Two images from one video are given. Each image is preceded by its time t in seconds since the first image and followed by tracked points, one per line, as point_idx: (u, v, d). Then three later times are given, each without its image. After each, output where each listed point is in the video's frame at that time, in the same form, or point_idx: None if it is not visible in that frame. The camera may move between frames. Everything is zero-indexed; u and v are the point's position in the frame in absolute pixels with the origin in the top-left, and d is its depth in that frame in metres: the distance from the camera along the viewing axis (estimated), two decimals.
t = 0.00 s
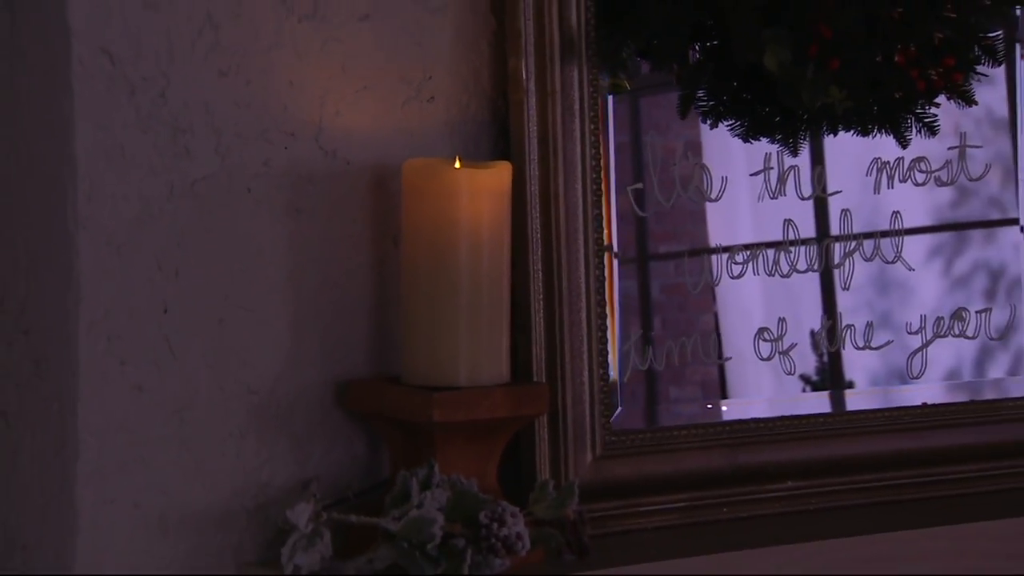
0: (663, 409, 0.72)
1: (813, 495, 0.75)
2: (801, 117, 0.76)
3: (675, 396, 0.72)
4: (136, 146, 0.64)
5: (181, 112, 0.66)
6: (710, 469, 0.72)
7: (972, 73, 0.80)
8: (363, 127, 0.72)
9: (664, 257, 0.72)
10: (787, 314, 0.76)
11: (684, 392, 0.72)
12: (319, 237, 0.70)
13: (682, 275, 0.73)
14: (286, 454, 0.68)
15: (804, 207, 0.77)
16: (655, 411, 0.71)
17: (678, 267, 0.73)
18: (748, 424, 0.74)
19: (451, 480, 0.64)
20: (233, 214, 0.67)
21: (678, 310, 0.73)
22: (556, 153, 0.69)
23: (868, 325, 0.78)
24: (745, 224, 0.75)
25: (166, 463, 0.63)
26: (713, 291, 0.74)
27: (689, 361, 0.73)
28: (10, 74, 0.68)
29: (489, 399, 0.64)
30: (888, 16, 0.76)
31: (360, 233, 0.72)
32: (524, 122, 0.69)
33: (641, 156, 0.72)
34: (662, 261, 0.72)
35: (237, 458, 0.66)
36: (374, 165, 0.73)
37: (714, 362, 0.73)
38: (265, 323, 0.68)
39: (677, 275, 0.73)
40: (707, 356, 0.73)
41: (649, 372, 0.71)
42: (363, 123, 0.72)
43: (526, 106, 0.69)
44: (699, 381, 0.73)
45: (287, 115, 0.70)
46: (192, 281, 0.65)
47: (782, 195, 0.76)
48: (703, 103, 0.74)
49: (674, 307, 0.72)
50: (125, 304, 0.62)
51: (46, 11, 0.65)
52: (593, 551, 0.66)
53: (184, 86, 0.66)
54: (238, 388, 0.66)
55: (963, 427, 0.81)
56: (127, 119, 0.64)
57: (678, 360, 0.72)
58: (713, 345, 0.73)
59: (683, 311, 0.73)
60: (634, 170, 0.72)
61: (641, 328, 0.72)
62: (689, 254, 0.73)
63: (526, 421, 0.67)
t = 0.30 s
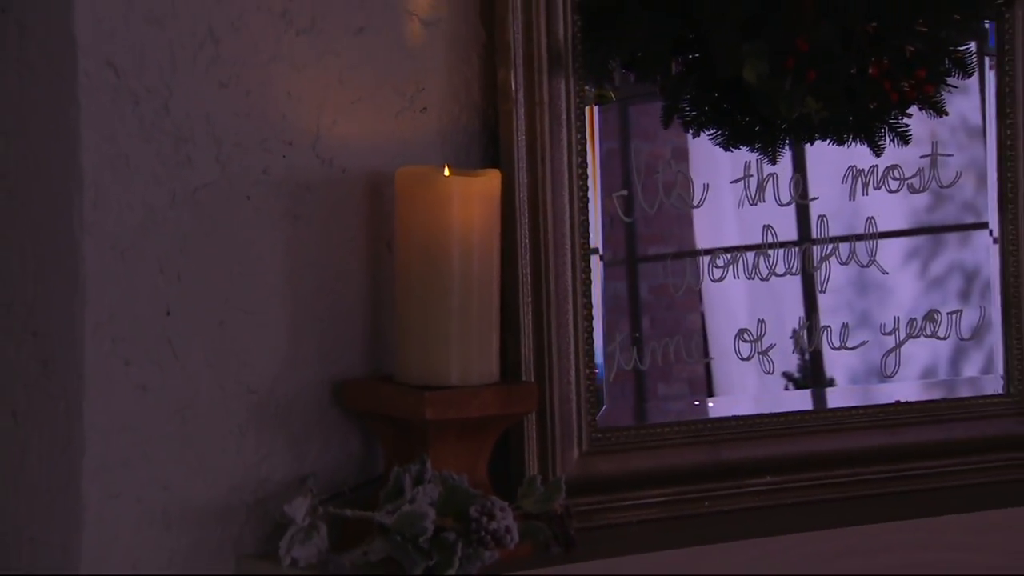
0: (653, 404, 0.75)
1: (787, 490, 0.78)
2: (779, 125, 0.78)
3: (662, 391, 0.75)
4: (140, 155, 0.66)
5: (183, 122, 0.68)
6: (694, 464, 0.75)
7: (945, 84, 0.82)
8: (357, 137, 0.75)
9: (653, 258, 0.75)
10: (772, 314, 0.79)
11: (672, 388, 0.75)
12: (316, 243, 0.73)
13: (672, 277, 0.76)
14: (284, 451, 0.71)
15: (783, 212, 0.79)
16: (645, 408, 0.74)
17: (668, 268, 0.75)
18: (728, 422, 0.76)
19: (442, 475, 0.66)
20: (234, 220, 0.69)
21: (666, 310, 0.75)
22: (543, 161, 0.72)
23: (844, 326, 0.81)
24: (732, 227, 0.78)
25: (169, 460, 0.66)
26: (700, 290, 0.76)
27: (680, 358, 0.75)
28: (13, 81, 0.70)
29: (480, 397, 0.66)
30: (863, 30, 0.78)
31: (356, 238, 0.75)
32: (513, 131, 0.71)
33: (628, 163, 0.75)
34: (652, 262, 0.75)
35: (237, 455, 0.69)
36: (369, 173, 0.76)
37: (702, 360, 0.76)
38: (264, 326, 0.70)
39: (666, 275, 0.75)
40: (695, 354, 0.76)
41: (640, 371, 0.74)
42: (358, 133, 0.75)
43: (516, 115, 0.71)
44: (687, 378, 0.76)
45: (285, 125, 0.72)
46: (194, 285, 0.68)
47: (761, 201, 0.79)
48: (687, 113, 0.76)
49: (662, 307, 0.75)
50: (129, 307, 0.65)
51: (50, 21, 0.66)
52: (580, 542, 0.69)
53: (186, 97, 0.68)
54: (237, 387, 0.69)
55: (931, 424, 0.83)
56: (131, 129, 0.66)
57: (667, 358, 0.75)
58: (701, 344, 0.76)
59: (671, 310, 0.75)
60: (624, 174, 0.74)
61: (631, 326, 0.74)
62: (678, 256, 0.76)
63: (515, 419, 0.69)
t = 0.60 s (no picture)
0: (643, 402, 0.77)
1: (766, 484, 0.81)
2: (760, 135, 0.81)
3: (651, 387, 0.78)
4: (143, 163, 0.69)
5: (185, 131, 0.71)
6: (680, 460, 0.78)
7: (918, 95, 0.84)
8: (354, 145, 0.78)
9: (641, 260, 0.78)
10: (756, 318, 0.82)
11: (660, 383, 0.78)
12: (314, 247, 0.76)
13: (661, 278, 0.78)
14: (282, 448, 0.73)
15: (764, 217, 0.82)
16: (635, 405, 0.77)
17: (657, 270, 0.78)
18: (711, 420, 0.79)
19: (435, 472, 0.69)
20: (234, 226, 0.72)
21: (655, 310, 0.78)
22: (532, 170, 0.74)
23: (821, 327, 0.84)
24: (719, 230, 0.81)
25: (171, 456, 0.69)
26: (687, 291, 0.79)
27: (670, 355, 0.78)
28: (19, 90, 0.73)
29: (471, 396, 0.69)
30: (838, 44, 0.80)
31: (352, 243, 0.77)
32: (504, 140, 0.74)
33: (616, 170, 0.77)
34: (641, 264, 0.78)
35: (238, 451, 0.71)
36: (365, 181, 0.78)
37: (689, 359, 0.79)
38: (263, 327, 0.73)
39: (656, 276, 0.78)
40: (684, 352, 0.79)
41: (630, 370, 0.77)
42: (354, 142, 0.78)
43: (505, 125, 0.74)
44: (675, 374, 0.79)
45: (284, 134, 0.75)
46: (195, 288, 0.70)
47: (743, 208, 0.81)
48: (670, 122, 0.79)
49: (652, 307, 0.78)
50: (132, 310, 0.67)
51: (55, 33, 0.69)
52: (567, 534, 0.72)
53: (188, 107, 0.71)
54: (237, 387, 0.72)
55: (901, 422, 0.86)
56: (134, 138, 0.68)
57: (657, 356, 0.78)
58: (689, 342, 0.79)
59: (660, 310, 0.78)
60: (613, 180, 0.77)
61: (620, 327, 0.77)
62: (666, 258, 0.79)
63: (505, 417, 0.72)
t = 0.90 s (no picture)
0: (633, 400, 0.80)
1: (749, 480, 0.84)
2: (742, 144, 0.84)
3: (641, 384, 0.81)
4: (148, 172, 0.71)
5: (188, 141, 0.73)
6: (665, 457, 0.81)
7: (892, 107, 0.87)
8: (351, 154, 0.81)
9: (631, 262, 0.81)
10: (741, 318, 0.85)
11: (649, 381, 0.81)
12: (312, 253, 0.79)
13: (649, 279, 0.81)
14: (280, 446, 0.76)
15: (745, 224, 0.85)
16: (626, 402, 0.80)
17: (645, 273, 0.81)
18: (696, 419, 0.82)
19: (429, 469, 0.72)
20: (235, 233, 0.75)
21: (645, 310, 0.81)
22: (523, 178, 0.77)
23: (801, 329, 0.87)
24: (706, 234, 0.84)
25: (175, 454, 0.71)
26: (674, 293, 0.82)
27: (656, 356, 0.81)
28: (23, 99, 0.75)
29: (464, 396, 0.72)
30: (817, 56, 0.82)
31: (348, 248, 0.81)
32: (495, 149, 0.77)
33: (607, 176, 0.80)
34: (630, 266, 0.81)
35: (239, 449, 0.74)
36: (362, 188, 0.81)
37: (676, 358, 0.82)
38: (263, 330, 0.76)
39: (645, 278, 0.81)
40: (672, 351, 0.82)
41: (619, 371, 0.80)
42: (351, 151, 0.81)
43: (496, 134, 0.77)
44: (664, 373, 0.81)
45: (283, 144, 0.78)
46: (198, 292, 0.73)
47: (724, 214, 0.84)
48: (655, 131, 0.82)
49: (641, 308, 0.81)
50: (137, 313, 0.70)
51: (62, 45, 0.71)
52: (555, 528, 0.75)
53: (192, 118, 0.74)
54: (238, 387, 0.74)
55: (876, 421, 0.89)
56: (139, 147, 0.71)
57: (643, 356, 0.81)
58: (678, 341, 0.82)
59: (649, 310, 0.81)
60: (604, 184, 0.80)
61: (610, 327, 0.80)
62: (656, 260, 0.82)
63: (496, 417, 0.75)
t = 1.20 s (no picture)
0: (623, 397, 0.83)
1: (732, 476, 0.87)
2: (725, 153, 0.87)
3: (631, 381, 0.84)
4: (153, 181, 0.74)
5: (192, 151, 0.76)
6: (650, 455, 0.84)
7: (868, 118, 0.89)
8: (349, 165, 0.83)
9: (621, 264, 0.84)
10: (727, 319, 0.88)
11: (639, 379, 0.84)
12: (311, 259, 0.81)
13: (638, 281, 0.84)
14: (280, 446, 0.79)
15: (727, 230, 0.88)
16: (617, 401, 0.83)
17: (635, 274, 0.84)
18: (682, 418, 0.85)
19: (423, 466, 0.74)
20: (237, 240, 0.78)
21: (636, 310, 0.84)
22: (514, 186, 0.80)
23: (783, 330, 0.90)
24: (695, 238, 0.87)
25: (178, 450, 0.75)
26: (664, 293, 0.85)
27: (644, 356, 0.84)
28: (31, 109, 0.77)
29: (456, 397, 0.74)
30: (796, 68, 0.85)
31: (345, 254, 0.83)
32: (487, 158, 0.80)
33: (599, 181, 0.83)
34: (620, 268, 0.84)
35: (239, 447, 0.77)
36: (360, 198, 0.83)
37: (665, 356, 0.85)
38: (263, 333, 0.79)
39: (635, 279, 0.84)
40: (659, 351, 0.85)
41: (610, 370, 0.83)
42: (349, 161, 0.83)
43: (488, 144, 0.80)
44: (653, 370, 0.85)
45: (283, 154, 0.80)
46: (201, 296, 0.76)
47: (708, 220, 0.87)
48: (640, 140, 0.84)
49: (632, 308, 0.84)
50: (143, 317, 0.73)
51: (70, 59, 0.74)
52: (545, 522, 0.78)
53: (196, 129, 0.76)
54: (240, 388, 0.77)
55: (854, 420, 0.92)
56: (144, 157, 0.74)
57: (630, 357, 0.84)
58: (667, 340, 0.85)
59: (639, 309, 0.84)
60: (595, 189, 0.83)
61: (602, 327, 0.83)
62: (645, 262, 0.85)
63: (487, 416, 0.77)
